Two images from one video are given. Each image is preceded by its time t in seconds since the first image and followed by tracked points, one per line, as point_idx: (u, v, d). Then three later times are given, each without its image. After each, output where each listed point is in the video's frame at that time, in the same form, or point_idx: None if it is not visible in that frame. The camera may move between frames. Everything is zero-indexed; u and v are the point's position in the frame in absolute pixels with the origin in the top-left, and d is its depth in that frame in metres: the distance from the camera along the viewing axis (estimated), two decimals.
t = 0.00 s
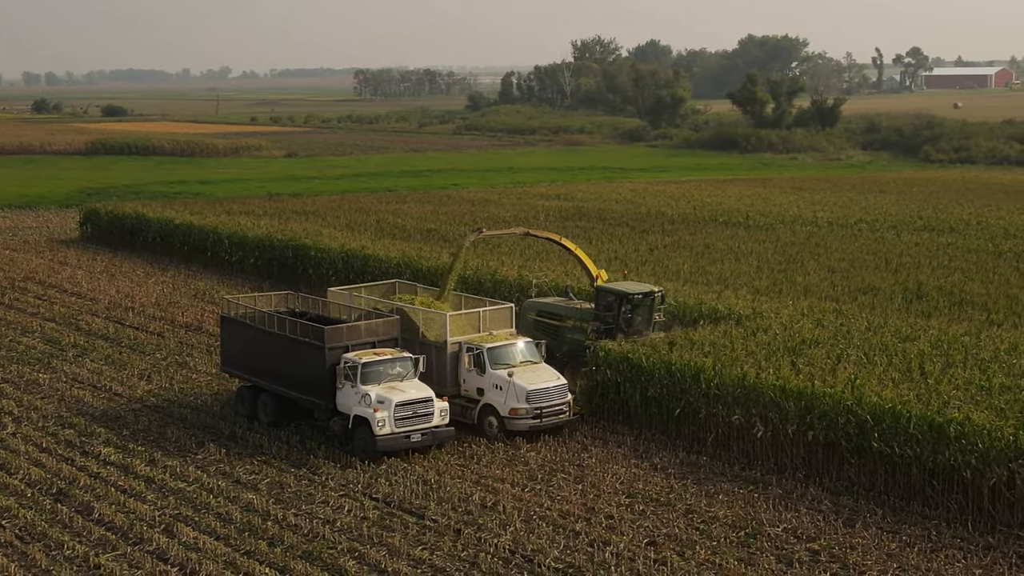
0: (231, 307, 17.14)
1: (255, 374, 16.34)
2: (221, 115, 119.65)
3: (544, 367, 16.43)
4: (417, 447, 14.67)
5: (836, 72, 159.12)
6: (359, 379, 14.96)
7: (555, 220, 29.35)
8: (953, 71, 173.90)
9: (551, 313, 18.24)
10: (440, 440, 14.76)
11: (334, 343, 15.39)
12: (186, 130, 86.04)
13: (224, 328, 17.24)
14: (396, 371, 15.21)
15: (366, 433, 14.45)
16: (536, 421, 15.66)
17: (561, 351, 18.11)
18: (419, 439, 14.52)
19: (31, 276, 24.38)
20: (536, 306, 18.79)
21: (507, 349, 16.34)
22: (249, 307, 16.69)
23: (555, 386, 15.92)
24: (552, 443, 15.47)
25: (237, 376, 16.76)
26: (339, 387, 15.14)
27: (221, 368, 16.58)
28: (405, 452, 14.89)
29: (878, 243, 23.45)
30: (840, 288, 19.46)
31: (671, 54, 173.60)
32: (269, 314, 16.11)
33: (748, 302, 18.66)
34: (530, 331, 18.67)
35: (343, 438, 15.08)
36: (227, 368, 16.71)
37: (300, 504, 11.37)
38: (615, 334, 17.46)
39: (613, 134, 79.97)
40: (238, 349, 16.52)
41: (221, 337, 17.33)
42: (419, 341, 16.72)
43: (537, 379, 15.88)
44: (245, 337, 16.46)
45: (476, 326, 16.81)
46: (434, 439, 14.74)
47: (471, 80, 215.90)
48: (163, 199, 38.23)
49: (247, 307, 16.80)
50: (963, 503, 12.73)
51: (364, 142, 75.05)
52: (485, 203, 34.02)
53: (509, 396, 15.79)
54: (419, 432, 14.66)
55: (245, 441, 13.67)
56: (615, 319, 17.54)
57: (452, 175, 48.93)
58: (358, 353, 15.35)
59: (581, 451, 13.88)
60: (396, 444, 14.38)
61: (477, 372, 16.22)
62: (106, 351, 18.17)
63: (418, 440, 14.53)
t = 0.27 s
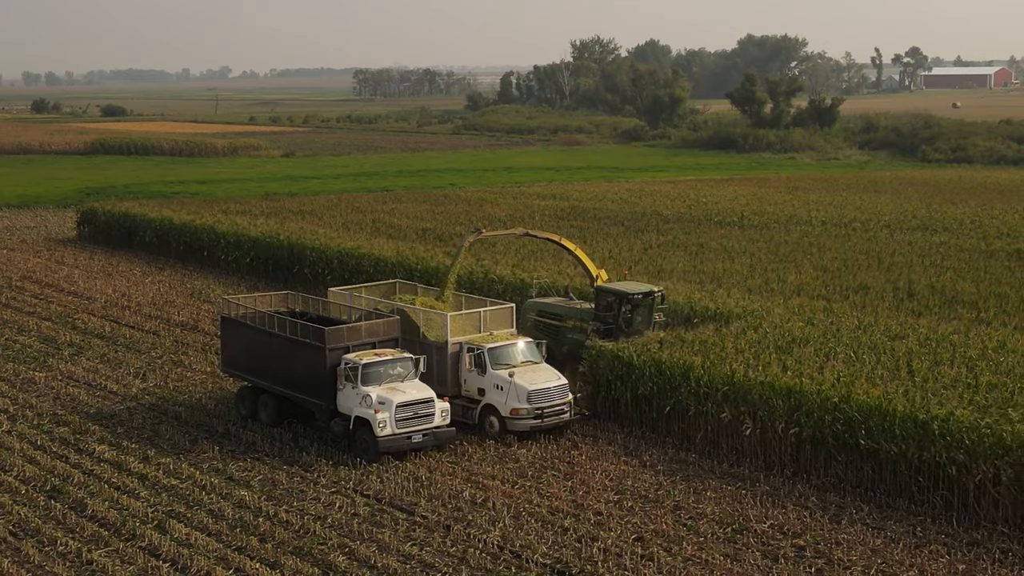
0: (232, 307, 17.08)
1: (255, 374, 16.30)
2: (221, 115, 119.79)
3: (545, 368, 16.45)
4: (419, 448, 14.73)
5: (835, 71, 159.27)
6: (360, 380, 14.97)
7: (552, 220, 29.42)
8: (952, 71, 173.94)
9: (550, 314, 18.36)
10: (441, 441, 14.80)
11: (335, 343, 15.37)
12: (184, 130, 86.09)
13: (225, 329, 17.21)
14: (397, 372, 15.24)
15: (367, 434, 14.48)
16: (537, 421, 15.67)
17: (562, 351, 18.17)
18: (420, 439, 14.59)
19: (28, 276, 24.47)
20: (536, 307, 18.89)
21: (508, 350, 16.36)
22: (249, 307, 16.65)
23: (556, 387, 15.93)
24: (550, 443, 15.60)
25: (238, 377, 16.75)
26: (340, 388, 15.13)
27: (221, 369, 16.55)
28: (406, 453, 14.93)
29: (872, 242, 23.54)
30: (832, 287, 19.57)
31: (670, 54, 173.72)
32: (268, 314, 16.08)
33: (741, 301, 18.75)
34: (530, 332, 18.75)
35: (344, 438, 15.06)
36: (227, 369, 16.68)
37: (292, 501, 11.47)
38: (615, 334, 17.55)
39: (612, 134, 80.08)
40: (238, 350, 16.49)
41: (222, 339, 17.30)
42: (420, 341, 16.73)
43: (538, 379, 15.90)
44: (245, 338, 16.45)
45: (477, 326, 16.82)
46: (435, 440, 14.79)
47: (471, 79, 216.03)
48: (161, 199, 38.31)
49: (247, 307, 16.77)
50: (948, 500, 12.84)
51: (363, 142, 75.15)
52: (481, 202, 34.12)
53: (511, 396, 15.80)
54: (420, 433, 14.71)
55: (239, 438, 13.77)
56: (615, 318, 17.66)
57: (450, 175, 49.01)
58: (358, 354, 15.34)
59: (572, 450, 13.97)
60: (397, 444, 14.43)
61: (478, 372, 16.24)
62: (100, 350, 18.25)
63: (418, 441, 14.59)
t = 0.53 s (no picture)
0: (234, 308, 17.10)
1: (257, 375, 16.38)
2: (220, 115, 119.86)
3: (545, 368, 16.52)
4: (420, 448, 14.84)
5: (833, 71, 159.37)
6: (361, 380, 15.03)
7: (548, 219, 29.51)
8: (951, 71, 174.06)
9: (552, 315, 18.42)
10: (441, 441, 14.86)
11: (336, 344, 15.43)
12: (183, 130, 86.12)
13: (226, 329, 17.29)
14: (397, 372, 15.29)
15: (368, 435, 14.55)
16: (539, 421, 15.77)
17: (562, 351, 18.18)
18: (421, 440, 14.70)
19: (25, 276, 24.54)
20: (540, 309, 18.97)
21: (509, 350, 16.40)
22: (250, 307, 16.69)
23: (556, 387, 16.00)
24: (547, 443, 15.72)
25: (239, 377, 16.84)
26: (341, 388, 15.17)
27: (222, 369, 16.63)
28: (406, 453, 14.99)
29: (866, 242, 23.65)
30: (824, 286, 19.67)
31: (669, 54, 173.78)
32: (269, 315, 16.16)
33: (733, 300, 18.85)
34: (533, 333, 18.82)
35: (344, 439, 15.15)
36: (229, 369, 16.75)
37: (283, 498, 11.57)
38: (616, 335, 17.41)
39: (610, 134, 80.16)
40: (239, 350, 16.56)
41: (223, 339, 17.38)
42: (421, 341, 16.75)
43: (539, 380, 15.98)
44: (246, 338, 16.53)
45: (478, 326, 16.84)
46: (436, 440, 14.85)
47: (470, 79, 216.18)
48: (159, 198, 38.39)
49: (248, 307, 16.83)
50: (934, 497, 12.99)
51: (361, 142, 75.24)
52: (478, 202, 34.21)
53: (512, 396, 15.85)
54: (421, 434, 14.78)
55: (233, 436, 13.88)
56: (615, 318, 17.51)
57: (448, 175, 49.09)
58: (359, 355, 15.35)
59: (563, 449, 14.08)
60: (398, 445, 14.49)
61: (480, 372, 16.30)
62: (95, 348, 18.34)
63: (419, 441, 14.65)
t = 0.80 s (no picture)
0: (235, 309, 17.11)
1: (257, 376, 16.36)
2: (219, 114, 119.99)
3: (547, 369, 16.50)
4: (421, 449, 14.78)
5: (832, 71, 159.51)
6: (362, 381, 15.01)
7: (545, 219, 29.57)
8: (950, 71, 174.23)
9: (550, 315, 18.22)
10: (444, 442, 14.82)
11: (338, 344, 15.44)
12: (181, 130, 86.18)
13: (226, 330, 17.29)
14: (399, 373, 15.28)
15: (370, 436, 14.53)
16: (540, 422, 15.72)
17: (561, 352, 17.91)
18: (423, 441, 14.65)
19: (21, 275, 24.61)
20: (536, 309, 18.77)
21: (510, 350, 16.39)
22: (252, 308, 16.72)
23: (558, 388, 15.98)
24: (544, 442, 15.76)
25: (239, 378, 16.84)
26: (343, 389, 15.16)
27: (222, 370, 16.61)
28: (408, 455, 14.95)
29: (860, 241, 23.75)
30: (816, 285, 19.77)
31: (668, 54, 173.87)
32: (270, 316, 16.17)
33: (727, 299, 18.93)
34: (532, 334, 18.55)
35: (345, 440, 15.16)
36: (228, 370, 16.74)
37: (275, 495, 11.66)
38: (616, 335, 17.43)
39: (609, 134, 80.25)
40: (240, 352, 16.55)
41: (223, 340, 17.38)
42: (423, 341, 16.87)
43: (540, 380, 15.95)
44: (247, 339, 16.54)
45: (479, 326, 16.92)
46: (438, 442, 14.81)
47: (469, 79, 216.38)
48: (157, 198, 38.49)
49: (248, 308, 16.84)
50: (920, 494, 13.12)
51: (360, 142, 75.34)
52: (474, 202, 34.30)
53: (513, 396, 15.82)
54: (422, 435, 14.74)
55: (227, 435, 13.96)
56: (615, 319, 17.55)
57: (447, 175, 49.17)
58: (361, 355, 15.36)
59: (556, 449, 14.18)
60: (399, 446, 14.47)
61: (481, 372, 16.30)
62: (90, 348, 18.41)
63: (421, 442, 14.63)
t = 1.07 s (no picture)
0: (235, 310, 17.16)
1: (257, 377, 16.39)
2: (218, 114, 120.06)
3: (548, 369, 16.56)
4: (422, 450, 14.88)
5: (831, 72, 159.68)
6: (364, 382, 15.09)
7: (541, 219, 29.66)
8: (949, 70, 174.36)
9: (550, 316, 18.19)
10: (445, 442, 14.89)
11: (338, 345, 15.52)
12: (180, 130, 86.24)
13: (227, 331, 17.33)
14: (400, 373, 15.35)
15: (371, 437, 14.62)
16: (540, 423, 15.77)
17: (561, 351, 17.97)
18: (423, 441, 14.75)
19: (19, 274, 24.72)
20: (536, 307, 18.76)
21: (511, 351, 16.44)
22: (252, 308, 16.77)
23: (558, 388, 16.04)
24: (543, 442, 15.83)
25: (239, 378, 16.87)
26: (343, 390, 15.22)
27: (223, 370, 16.65)
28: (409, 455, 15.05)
29: (854, 240, 23.87)
30: (807, 284, 19.88)
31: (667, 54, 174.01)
32: (271, 317, 16.21)
33: (719, 298, 19.04)
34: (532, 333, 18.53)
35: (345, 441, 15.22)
36: (229, 370, 16.77)
37: (267, 492, 11.76)
38: (616, 335, 17.50)
39: (607, 134, 80.36)
40: (240, 352, 16.58)
41: (224, 341, 17.41)
42: (423, 342, 16.93)
43: (541, 381, 16.01)
44: (247, 340, 16.56)
45: (480, 327, 16.97)
46: (439, 442, 14.89)
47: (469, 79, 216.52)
48: (154, 198, 38.59)
49: (249, 308, 16.89)
50: (906, 492, 13.23)
51: (359, 142, 75.41)
52: (471, 201, 34.40)
53: (513, 396, 15.86)
54: (424, 436, 14.83)
55: (221, 433, 14.07)
56: (615, 318, 17.60)
57: (445, 175, 49.27)
58: (362, 356, 15.41)
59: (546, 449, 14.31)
60: (400, 447, 14.59)
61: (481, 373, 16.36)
62: (86, 346, 18.53)
63: (422, 443, 14.76)
